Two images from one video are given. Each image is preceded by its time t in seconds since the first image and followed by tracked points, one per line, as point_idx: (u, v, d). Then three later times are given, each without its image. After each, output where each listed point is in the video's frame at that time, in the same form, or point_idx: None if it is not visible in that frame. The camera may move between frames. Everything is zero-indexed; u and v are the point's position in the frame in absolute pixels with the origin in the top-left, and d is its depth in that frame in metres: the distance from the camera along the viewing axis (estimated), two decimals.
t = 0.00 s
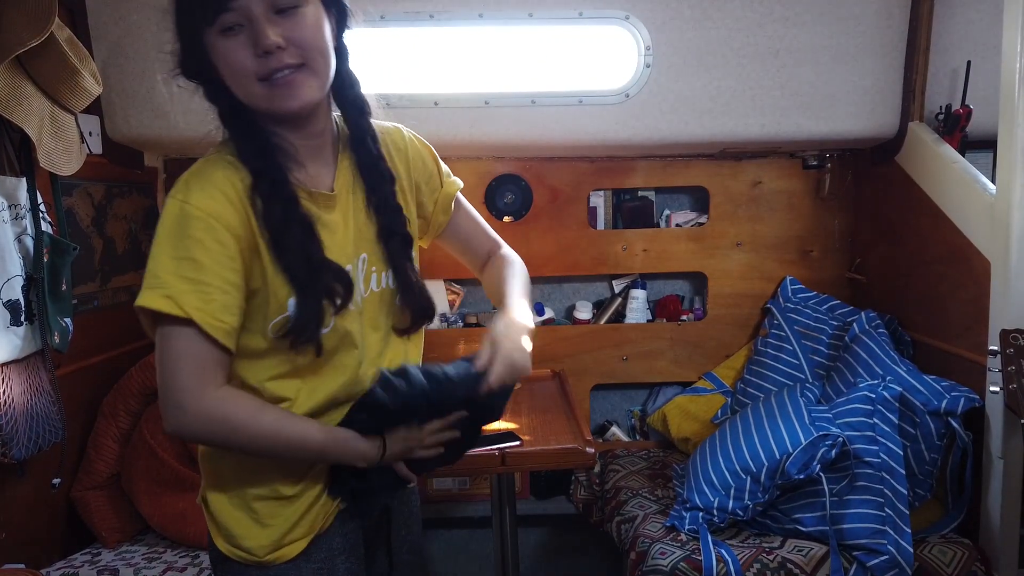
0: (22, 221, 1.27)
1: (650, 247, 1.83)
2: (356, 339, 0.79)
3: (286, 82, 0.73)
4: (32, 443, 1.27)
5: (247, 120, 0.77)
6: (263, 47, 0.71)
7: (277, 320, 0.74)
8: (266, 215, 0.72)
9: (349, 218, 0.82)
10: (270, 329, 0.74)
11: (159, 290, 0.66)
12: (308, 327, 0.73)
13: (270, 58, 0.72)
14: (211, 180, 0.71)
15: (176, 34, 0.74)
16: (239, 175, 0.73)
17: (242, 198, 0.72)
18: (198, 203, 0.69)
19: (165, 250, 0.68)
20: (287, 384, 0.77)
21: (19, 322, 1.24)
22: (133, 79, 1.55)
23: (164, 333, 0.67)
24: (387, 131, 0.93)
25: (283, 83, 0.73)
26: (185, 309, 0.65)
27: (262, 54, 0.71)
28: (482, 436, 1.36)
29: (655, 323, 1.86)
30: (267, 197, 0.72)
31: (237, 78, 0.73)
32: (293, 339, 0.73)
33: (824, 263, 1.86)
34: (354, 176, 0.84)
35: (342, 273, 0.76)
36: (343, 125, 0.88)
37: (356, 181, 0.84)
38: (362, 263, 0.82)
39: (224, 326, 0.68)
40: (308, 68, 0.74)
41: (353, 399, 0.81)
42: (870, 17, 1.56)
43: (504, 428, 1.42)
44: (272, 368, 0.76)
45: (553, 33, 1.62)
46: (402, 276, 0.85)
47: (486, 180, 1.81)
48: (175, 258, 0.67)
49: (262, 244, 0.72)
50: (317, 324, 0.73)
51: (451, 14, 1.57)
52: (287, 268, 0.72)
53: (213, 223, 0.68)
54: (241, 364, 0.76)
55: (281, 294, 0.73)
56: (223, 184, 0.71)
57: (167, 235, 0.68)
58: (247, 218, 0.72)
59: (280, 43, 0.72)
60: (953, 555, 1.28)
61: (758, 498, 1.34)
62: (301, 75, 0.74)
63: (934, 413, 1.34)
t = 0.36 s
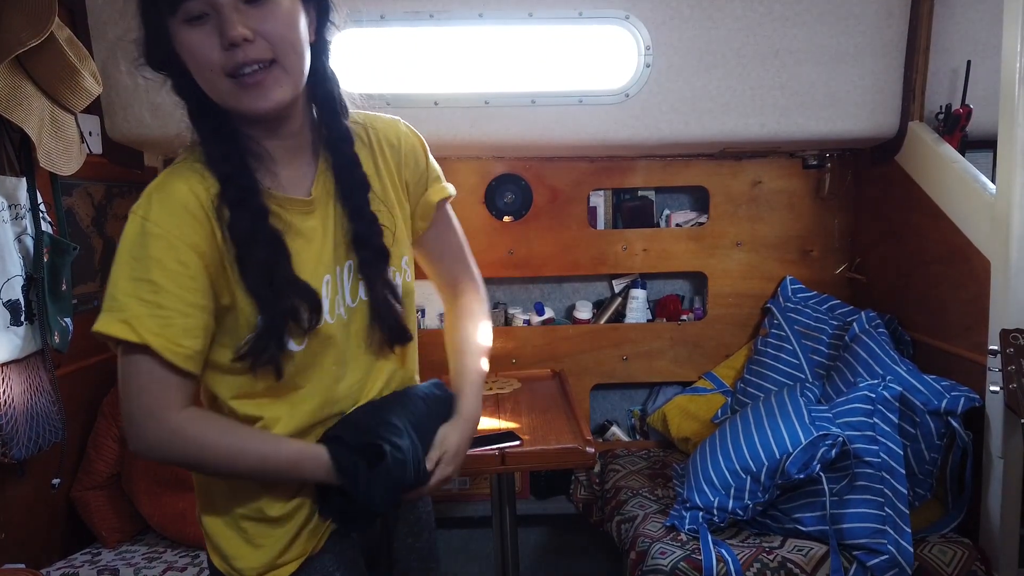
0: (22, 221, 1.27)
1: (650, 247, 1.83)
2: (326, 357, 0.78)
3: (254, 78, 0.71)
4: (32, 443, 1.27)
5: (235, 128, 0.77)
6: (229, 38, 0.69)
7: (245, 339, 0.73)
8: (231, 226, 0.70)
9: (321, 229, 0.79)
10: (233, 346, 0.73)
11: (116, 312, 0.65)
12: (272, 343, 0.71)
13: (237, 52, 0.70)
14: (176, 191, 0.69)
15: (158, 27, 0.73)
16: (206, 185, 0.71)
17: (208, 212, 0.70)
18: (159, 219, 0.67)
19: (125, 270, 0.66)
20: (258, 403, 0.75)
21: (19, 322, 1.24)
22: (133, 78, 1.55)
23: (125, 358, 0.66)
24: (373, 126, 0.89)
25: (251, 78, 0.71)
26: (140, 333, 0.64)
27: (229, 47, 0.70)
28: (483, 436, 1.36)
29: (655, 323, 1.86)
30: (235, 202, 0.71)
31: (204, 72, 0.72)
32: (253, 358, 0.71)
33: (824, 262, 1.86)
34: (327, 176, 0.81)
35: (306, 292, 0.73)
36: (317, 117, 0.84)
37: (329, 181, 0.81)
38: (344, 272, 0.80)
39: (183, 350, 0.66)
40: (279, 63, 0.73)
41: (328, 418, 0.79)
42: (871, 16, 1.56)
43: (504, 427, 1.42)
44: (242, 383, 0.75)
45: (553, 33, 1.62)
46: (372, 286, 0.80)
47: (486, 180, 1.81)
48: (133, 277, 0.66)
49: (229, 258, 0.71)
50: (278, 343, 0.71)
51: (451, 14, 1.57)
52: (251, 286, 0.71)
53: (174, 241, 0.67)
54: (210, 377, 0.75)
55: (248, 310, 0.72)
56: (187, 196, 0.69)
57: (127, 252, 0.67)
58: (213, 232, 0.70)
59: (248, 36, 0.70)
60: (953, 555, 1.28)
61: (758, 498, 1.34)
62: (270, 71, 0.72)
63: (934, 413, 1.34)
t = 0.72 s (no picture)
0: (22, 220, 1.27)
1: (650, 246, 1.83)
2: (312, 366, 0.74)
3: (257, 79, 0.70)
4: (32, 443, 1.27)
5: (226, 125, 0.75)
6: (237, 36, 0.67)
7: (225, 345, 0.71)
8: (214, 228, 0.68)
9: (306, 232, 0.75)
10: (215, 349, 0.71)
11: (77, 300, 0.62)
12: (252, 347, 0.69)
13: (243, 49, 0.68)
14: (155, 186, 0.67)
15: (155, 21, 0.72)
16: (190, 187, 0.70)
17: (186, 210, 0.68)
18: (132, 209, 0.64)
19: (90, 258, 0.63)
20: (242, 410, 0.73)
21: (19, 321, 1.24)
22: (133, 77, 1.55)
23: (73, 347, 0.62)
24: (368, 123, 0.87)
25: (254, 78, 0.70)
26: (90, 324, 0.61)
27: (235, 43, 0.68)
28: (483, 435, 1.36)
29: (654, 322, 1.86)
30: (219, 204, 0.69)
31: (205, 65, 0.69)
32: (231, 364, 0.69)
33: (824, 262, 1.87)
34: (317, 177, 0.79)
35: (293, 299, 0.71)
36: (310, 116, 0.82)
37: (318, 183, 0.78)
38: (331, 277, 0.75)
39: (133, 348, 0.62)
40: (284, 65, 0.71)
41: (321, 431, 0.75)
42: (870, 15, 1.56)
43: (504, 426, 1.42)
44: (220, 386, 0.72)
45: (553, 32, 1.62)
46: (351, 295, 0.74)
47: (486, 179, 1.81)
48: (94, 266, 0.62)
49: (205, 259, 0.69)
50: (259, 345, 0.69)
51: (451, 13, 1.57)
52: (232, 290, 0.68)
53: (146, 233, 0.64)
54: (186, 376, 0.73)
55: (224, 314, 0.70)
56: (166, 192, 0.67)
57: (92, 240, 0.63)
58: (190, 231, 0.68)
59: (256, 35, 0.68)
60: (954, 554, 1.28)
61: (758, 496, 1.35)
62: (275, 71, 0.71)
63: (934, 412, 1.34)
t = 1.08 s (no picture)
0: (22, 220, 1.27)
1: (650, 246, 1.83)
2: (328, 366, 0.67)
3: (299, 100, 0.64)
4: (32, 442, 1.26)
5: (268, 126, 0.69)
6: (281, 54, 0.61)
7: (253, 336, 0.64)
8: (246, 220, 0.62)
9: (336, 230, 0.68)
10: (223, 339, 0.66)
11: (114, 289, 0.59)
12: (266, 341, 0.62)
13: (286, 67, 0.61)
14: (200, 166, 0.63)
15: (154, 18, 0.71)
16: (227, 169, 0.63)
17: (223, 191, 0.62)
18: (172, 190, 0.60)
19: (132, 245, 0.60)
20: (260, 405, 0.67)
21: (19, 321, 1.24)
22: (132, 76, 1.55)
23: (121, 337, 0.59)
24: (410, 123, 0.77)
25: (296, 98, 0.63)
26: (134, 311, 0.57)
27: (280, 59, 0.61)
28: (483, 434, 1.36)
29: (654, 322, 1.86)
30: (251, 196, 0.62)
31: (246, 71, 0.62)
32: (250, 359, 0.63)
33: (824, 261, 1.86)
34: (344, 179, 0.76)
35: (315, 298, 0.64)
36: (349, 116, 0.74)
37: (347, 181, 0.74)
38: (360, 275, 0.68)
39: (175, 335, 0.58)
40: (330, 82, 0.64)
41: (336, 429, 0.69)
42: (870, 14, 1.56)
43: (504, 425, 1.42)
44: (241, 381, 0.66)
45: (553, 31, 1.62)
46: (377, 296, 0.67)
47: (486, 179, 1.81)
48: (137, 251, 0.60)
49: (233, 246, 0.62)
50: (280, 343, 0.62)
51: (451, 12, 1.57)
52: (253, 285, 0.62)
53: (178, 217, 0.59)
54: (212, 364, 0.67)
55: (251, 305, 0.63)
56: (211, 173, 0.62)
57: (137, 227, 0.60)
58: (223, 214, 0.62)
59: (302, 54, 0.61)
60: (953, 552, 1.28)
61: (758, 495, 1.35)
62: (316, 92, 0.64)
63: (933, 412, 1.34)
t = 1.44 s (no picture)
0: (21, 219, 1.27)
1: (649, 245, 1.83)
2: (406, 360, 0.67)
3: (387, 95, 0.64)
4: (32, 442, 1.26)
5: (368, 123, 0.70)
6: (368, 52, 0.61)
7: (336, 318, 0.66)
8: (334, 208, 0.64)
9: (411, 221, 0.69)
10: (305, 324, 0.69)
11: (197, 263, 0.60)
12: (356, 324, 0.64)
13: (375, 66, 0.62)
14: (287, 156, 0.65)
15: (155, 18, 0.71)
16: (316, 159, 0.66)
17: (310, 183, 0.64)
18: (266, 179, 0.62)
19: (217, 222, 0.62)
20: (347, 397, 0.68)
21: (19, 321, 1.24)
22: (133, 76, 1.55)
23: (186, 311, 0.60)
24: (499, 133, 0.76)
25: (385, 93, 0.64)
26: (213, 289, 0.59)
27: (368, 59, 0.62)
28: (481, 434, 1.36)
29: (654, 321, 1.86)
30: (342, 186, 0.64)
31: (341, 71, 0.64)
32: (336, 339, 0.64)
33: (824, 260, 1.86)
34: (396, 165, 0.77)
35: (401, 285, 0.66)
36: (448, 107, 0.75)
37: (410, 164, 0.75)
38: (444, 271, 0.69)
39: (250, 316, 0.60)
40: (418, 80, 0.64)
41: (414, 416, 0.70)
42: (870, 14, 1.56)
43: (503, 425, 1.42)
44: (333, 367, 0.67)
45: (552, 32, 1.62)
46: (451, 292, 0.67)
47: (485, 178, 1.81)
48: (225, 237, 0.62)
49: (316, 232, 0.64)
50: (367, 324, 0.64)
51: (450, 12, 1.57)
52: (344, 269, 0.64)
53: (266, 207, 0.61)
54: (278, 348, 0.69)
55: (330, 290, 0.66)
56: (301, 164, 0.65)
57: (224, 206, 0.62)
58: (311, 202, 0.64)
59: (388, 53, 0.62)
60: (953, 552, 1.28)
61: (758, 495, 1.35)
62: (403, 88, 0.64)
63: (933, 411, 1.34)
